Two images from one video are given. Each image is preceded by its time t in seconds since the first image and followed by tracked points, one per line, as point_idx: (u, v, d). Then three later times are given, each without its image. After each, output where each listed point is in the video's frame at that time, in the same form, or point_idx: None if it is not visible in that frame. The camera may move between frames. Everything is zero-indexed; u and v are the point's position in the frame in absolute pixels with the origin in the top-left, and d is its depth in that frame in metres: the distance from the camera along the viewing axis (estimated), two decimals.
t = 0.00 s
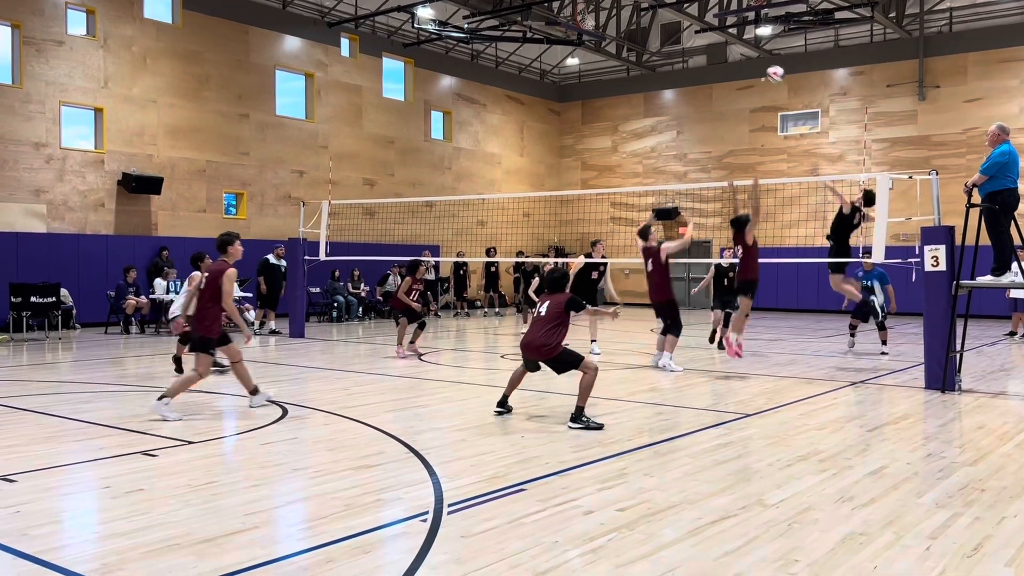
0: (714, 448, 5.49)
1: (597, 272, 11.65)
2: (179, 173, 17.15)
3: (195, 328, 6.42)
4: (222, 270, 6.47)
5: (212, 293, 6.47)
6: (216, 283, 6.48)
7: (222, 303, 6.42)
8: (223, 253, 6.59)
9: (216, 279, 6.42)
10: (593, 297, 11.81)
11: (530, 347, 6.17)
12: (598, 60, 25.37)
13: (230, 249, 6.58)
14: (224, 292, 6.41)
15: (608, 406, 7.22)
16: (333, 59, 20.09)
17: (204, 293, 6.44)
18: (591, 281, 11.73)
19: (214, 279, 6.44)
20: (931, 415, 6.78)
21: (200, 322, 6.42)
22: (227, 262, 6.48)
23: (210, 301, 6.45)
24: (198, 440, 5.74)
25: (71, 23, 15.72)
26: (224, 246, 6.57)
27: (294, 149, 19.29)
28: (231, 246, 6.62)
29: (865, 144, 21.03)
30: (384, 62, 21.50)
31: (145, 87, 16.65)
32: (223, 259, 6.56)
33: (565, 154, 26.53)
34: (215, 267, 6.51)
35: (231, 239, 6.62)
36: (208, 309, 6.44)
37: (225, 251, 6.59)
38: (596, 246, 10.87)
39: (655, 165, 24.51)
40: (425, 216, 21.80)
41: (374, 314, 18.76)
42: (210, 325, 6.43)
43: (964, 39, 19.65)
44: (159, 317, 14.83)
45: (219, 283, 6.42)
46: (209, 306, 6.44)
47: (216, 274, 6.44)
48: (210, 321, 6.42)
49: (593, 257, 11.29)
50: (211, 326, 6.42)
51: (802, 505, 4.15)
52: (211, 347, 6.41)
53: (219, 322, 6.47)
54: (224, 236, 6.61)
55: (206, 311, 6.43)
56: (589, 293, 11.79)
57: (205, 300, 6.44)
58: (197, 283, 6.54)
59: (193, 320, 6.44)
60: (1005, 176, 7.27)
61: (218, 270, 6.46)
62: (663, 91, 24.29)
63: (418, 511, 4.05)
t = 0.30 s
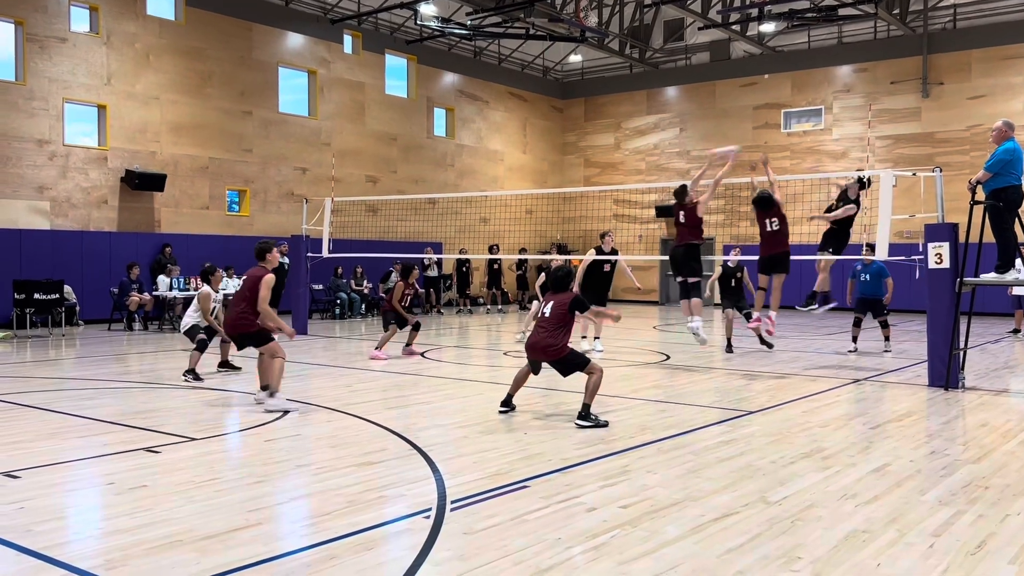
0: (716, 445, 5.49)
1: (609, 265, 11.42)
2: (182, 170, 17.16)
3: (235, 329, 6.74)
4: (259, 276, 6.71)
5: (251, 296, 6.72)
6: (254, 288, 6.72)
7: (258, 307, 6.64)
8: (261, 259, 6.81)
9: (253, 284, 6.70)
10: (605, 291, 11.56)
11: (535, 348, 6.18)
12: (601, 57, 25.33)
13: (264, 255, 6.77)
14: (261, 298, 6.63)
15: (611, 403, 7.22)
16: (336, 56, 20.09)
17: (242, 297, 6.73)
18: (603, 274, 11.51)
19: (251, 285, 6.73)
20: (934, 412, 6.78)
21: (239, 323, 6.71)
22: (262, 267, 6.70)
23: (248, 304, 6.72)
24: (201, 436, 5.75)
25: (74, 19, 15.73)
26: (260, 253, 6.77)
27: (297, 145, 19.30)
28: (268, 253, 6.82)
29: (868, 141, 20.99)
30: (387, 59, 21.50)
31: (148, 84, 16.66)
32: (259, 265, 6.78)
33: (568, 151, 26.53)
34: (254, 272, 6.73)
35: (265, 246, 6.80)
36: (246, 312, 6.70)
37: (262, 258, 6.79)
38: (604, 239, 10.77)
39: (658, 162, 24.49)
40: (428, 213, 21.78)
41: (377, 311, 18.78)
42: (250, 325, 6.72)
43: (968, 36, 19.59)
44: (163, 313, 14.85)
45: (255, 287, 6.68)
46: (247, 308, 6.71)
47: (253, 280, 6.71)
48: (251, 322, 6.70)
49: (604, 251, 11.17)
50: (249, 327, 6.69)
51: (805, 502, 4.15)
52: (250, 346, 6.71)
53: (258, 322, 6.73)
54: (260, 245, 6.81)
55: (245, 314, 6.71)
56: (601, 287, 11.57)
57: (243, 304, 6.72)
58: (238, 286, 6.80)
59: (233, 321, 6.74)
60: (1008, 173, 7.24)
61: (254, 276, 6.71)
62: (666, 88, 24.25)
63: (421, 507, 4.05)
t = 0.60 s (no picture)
0: (720, 442, 5.49)
1: (616, 261, 11.19)
2: (187, 167, 17.19)
3: (251, 332, 6.67)
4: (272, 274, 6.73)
5: (264, 298, 6.73)
6: (266, 287, 6.73)
7: (275, 306, 6.68)
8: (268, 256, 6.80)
9: (264, 283, 6.71)
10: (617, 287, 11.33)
11: (541, 344, 6.16)
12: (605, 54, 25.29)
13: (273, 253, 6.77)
14: (275, 296, 6.67)
15: (615, 400, 7.22)
16: (340, 54, 20.09)
17: (252, 299, 6.72)
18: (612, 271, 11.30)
19: (260, 284, 6.74)
20: (938, 410, 6.76)
21: (255, 325, 6.66)
22: (274, 265, 6.71)
23: (263, 306, 6.70)
24: (206, 434, 5.76)
25: (79, 17, 15.76)
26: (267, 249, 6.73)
27: (301, 143, 19.31)
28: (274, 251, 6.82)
29: (873, 138, 20.92)
30: (391, 56, 21.50)
31: (153, 81, 16.68)
32: (267, 263, 6.78)
33: (571, 148, 26.52)
34: (265, 274, 6.74)
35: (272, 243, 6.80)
36: (261, 313, 6.68)
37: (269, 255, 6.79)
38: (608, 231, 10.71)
39: (662, 160, 24.46)
40: (432, 211, 21.78)
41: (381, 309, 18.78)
42: (265, 327, 6.70)
43: (973, 32, 19.52)
44: (167, 311, 14.89)
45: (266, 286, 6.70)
46: (262, 310, 6.70)
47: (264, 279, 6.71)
48: (264, 321, 6.69)
49: (607, 247, 11.05)
50: (267, 328, 6.67)
51: (809, 499, 4.15)
52: (269, 347, 6.68)
53: (273, 324, 6.74)
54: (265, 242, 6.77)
55: (259, 315, 6.68)
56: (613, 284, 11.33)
57: (254, 304, 6.71)
58: (246, 290, 6.75)
59: (246, 325, 6.68)
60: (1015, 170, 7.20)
61: (266, 274, 6.72)
62: (671, 85, 24.22)
63: (425, 504, 4.06)
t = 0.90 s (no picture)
0: (726, 440, 5.49)
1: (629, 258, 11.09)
2: (193, 166, 17.23)
3: (259, 322, 6.60)
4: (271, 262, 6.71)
5: (265, 288, 6.68)
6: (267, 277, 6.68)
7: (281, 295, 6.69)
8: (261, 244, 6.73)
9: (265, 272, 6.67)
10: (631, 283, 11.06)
11: (547, 341, 6.15)
12: (610, 51, 25.26)
13: (266, 240, 6.74)
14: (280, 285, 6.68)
15: (620, 398, 7.23)
16: (345, 52, 20.11)
17: (256, 289, 6.63)
18: (625, 269, 11.14)
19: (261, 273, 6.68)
20: (945, 408, 6.75)
21: (262, 315, 6.60)
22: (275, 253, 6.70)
23: (268, 296, 6.66)
24: (212, 432, 5.78)
25: (85, 16, 15.81)
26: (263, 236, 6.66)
27: (306, 141, 19.34)
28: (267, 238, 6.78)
29: (879, 135, 20.85)
30: (396, 55, 21.50)
31: (159, 80, 16.72)
32: (262, 251, 6.72)
33: (577, 146, 26.48)
34: (266, 262, 6.69)
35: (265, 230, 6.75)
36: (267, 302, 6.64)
37: (261, 242, 6.72)
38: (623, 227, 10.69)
39: (668, 158, 24.44)
40: (437, 209, 21.78)
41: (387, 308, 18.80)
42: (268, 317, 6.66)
43: (980, 29, 19.46)
44: (173, 309, 14.93)
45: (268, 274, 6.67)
46: (265, 300, 6.65)
47: (265, 268, 6.67)
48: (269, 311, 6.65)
49: (619, 244, 11.06)
50: (272, 317, 6.64)
51: (815, 497, 4.15)
52: (276, 336, 6.65)
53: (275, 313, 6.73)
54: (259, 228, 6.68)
55: (263, 305, 6.62)
56: (628, 281, 11.10)
57: (256, 294, 6.63)
58: (247, 279, 6.65)
59: (252, 315, 6.58)
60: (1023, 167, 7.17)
61: (266, 262, 6.68)
62: (676, 83, 24.19)
63: (430, 502, 4.07)
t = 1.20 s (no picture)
0: (734, 439, 5.49)
1: (656, 257, 11.02)
2: (201, 165, 17.29)
3: (239, 316, 6.55)
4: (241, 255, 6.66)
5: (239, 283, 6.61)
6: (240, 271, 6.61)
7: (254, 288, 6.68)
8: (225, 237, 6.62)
9: (239, 266, 6.60)
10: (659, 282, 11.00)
11: (555, 340, 6.16)
12: (617, 50, 25.22)
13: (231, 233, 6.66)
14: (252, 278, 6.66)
15: (628, 397, 7.23)
16: (353, 52, 20.14)
17: (234, 284, 6.55)
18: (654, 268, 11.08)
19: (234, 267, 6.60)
20: (954, 406, 6.73)
21: (243, 310, 6.57)
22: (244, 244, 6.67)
23: (243, 289, 6.61)
24: (221, 431, 5.80)
25: (94, 17, 15.88)
26: (229, 228, 6.60)
27: (314, 141, 19.39)
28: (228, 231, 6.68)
29: (888, 133, 20.76)
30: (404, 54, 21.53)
31: (167, 80, 16.78)
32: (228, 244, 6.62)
33: (584, 145, 26.44)
34: (236, 255, 6.61)
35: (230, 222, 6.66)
36: (244, 295, 6.60)
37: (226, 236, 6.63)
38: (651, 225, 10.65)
39: (675, 156, 24.40)
40: (444, 208, 21.78)
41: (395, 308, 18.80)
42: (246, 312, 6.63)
43: (989, 26, 19.37)
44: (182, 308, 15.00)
45: (241, 268, 6.62)
46: (242, 296, 6.59)
47: (237, 261, 6.60)
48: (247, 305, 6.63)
49: (647, 243, 10.97)
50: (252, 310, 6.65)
51: (823, 496, 4.14)
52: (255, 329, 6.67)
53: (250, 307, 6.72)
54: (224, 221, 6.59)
55: (241, 300, 6.58)
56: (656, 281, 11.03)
57: (234, 290, 6.55)
58: (222, 273, 6.52)
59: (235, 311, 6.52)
60: None
61: (238, 255, 6.61)
62: (684, 81, 24.16)
63: (439, 501, 4.08)
